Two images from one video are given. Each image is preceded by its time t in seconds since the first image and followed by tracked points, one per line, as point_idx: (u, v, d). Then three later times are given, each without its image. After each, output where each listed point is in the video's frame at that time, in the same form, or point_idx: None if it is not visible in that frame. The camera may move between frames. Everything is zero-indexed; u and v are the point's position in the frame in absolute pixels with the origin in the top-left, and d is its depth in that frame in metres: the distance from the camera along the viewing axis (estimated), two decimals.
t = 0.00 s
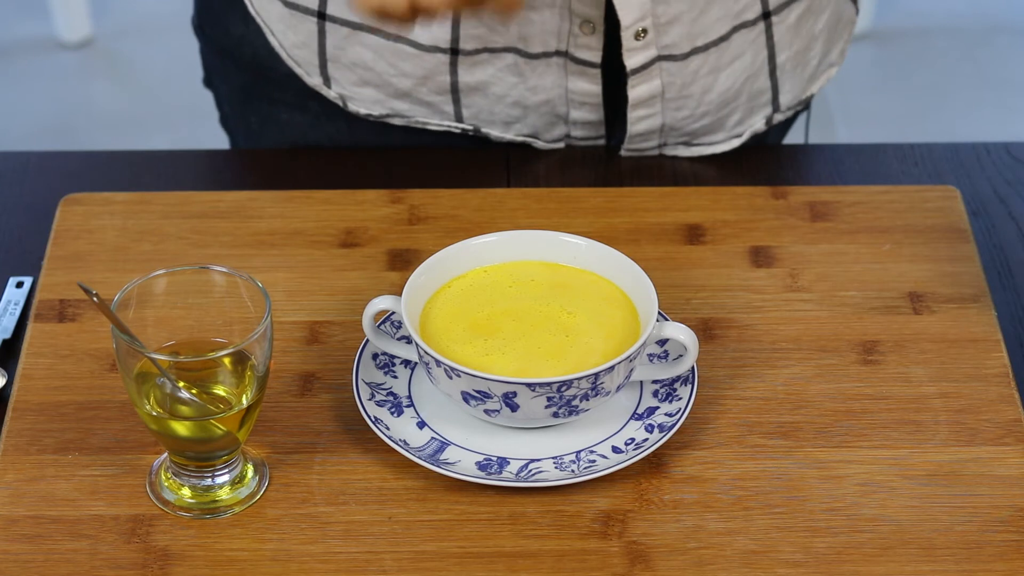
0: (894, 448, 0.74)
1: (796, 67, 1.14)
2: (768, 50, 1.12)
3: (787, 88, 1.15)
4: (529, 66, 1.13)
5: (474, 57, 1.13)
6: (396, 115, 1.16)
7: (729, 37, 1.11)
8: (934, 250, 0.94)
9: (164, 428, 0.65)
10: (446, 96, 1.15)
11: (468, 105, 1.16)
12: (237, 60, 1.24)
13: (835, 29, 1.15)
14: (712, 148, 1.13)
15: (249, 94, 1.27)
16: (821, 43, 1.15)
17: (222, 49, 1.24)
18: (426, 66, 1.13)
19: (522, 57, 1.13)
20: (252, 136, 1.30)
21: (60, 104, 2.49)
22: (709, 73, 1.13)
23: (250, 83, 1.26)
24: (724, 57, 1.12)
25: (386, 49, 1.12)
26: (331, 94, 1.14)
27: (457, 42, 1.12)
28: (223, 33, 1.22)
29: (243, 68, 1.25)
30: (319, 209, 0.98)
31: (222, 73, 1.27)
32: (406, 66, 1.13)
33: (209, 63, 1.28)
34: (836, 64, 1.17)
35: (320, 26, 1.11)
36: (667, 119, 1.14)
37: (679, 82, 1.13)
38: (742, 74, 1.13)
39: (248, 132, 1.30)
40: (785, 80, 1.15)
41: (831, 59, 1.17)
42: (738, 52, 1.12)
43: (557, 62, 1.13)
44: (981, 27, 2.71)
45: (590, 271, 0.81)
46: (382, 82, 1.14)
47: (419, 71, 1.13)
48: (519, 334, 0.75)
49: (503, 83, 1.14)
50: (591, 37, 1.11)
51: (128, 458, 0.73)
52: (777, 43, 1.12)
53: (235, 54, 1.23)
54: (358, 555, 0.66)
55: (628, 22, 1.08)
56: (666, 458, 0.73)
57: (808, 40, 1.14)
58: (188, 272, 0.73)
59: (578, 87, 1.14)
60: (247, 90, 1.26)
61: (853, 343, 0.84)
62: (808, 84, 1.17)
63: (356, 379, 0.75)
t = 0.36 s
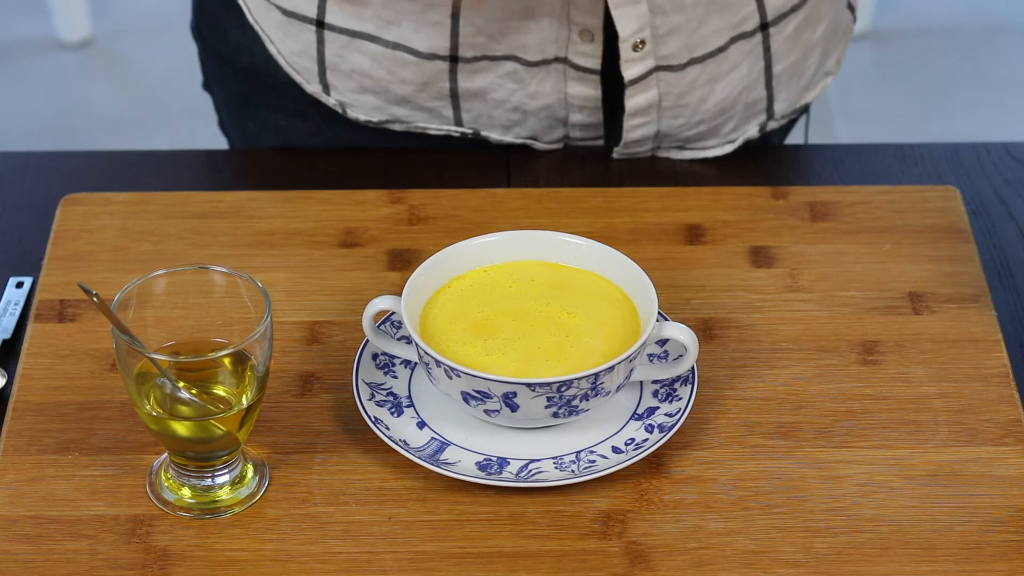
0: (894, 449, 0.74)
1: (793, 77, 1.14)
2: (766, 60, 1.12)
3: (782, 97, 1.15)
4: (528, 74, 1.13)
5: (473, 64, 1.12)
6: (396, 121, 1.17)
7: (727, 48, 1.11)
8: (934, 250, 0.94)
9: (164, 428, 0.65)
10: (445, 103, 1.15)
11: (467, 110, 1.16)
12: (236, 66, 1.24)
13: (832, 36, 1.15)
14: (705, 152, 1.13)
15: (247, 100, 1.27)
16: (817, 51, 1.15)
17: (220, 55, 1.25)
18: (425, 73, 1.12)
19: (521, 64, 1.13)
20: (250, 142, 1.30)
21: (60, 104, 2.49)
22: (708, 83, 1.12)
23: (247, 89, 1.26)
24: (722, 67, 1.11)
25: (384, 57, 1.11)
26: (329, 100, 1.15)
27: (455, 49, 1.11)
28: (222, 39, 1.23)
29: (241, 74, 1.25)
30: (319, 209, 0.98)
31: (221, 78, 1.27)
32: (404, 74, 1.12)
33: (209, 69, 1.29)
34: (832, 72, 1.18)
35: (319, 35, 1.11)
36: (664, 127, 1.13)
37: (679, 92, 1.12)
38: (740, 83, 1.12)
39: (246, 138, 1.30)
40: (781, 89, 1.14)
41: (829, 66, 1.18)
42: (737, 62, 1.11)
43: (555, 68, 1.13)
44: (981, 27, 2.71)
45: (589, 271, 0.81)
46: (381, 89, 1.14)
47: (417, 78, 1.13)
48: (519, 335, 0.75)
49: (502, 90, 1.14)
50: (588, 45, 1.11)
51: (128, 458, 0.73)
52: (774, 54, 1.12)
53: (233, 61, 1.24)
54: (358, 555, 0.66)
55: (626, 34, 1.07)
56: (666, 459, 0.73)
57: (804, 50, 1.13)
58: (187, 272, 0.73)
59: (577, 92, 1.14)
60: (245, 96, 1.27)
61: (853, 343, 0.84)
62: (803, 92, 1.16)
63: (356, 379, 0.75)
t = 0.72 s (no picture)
0: (894, 449, 0.74)
1: (794, 79, 1.14)
2: (771, 63, 1.12)
3: (784, 99, 1.15)
4: (533, 70, 1.13)
5: (479, 67, 1.12)
6: (402, 130, 1.16)
7: (732, 49, 1.10)
8: (934, 250, 0.94)
9: (164, 428, 0.65)
10: (452, 108, 1.14)
11: (472, 115, 1.15)
12: (241, 68, 1.24)
13: (834, 38, 1.16)
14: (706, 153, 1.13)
15: (251, 102, 1.26)
16: (819, 55, 1.15)
17: (226, 58, 1.25)
18: (431, 79, 1.12)
19: (526, 63, 1.12)
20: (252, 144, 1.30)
21: (60, 104, 2.49)
22: (711, 85, 1.12)
23: (252, 91, 1.26)
24: (726, 68, 1.11)
25: (391, 63, 1.11)
26: (337, 108, 1.14)
27: (461, 55, 1.11)
28: (229, 40, 1.23)
29: (247, 77, 1.25)
30: (319, 209, 0.98)
31: (225, 80, 1.27)
32: (410, 80, 1.12)
33: (214, 70, 1.29)
34: (833, 75, 1.19)
35: (325, 39, 1.11)
36: (664, 122, 1.13)
37: (681, 90, 1.12)
38: (743, 85, 1.12)
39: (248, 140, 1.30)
40: (785, 92, 1.14)
41: (829, 70, 1.18)
42: (741, 64, 1.11)
43: (563, 62, 1.13)
44: (981, 27, 2.71)
45: (590, 271, 0.81)
46: (387, 96, 1.13)
47: (423, 84, 1.12)
48: (519, 335, 0.74)
49: (508, 89, 1.14)
50: (594, 41, 1.11)
51: (128, 458, 0.73)
52: (779, 57, 1.11)
53: (239, 62, 1.24)
54: (358, 555, 0.66)
55: (632, 33, 1.05)
56: (666, 458, 0.73)
57: (807, 52, 1.13)
58: (187, 272, 0.73)
59: (581, 85, 1.15)
60: (249, 99, 1.26)
61: (853, 343, 0.84)
62: (805, 96, 1.17)
63: (356, 379, 0.75)
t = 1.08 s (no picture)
0: (894, 449, 0.74)
1: (802, 78, 1.13)
2: (776, 62, 1.11)
3: (793, 100, 1.14)
4: (535, 70, 1.12)
5: (480, 65, 1.12)
6: (402, 127, 1.16)
7: (736, 48, 1.09)
8: (934, 250, 0.94)
9: (164, 428, 0.65)
10: (451, 105, 1.14)
11: (473, 113, 1.15)
12: (242, 65, 1.25)
13: (838, 39, 1.16)
14: (718, 160, 1.12)
15: (252, 99, 1.27)
16: (825, 54, 1.15)
17: (228, 54, 1.25)
18: (431, 76, 1.12)
19: (528, 62, 1.12)
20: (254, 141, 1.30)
21: (59, 104, 2.49)
22: (717, 85, 1.11)
23: (254, 88, 1.26)
24: (732, 69, 1.10)
25: (391, 59, 1.11)
26: (337, 104, 1.14)
27: (461, 50, 1.11)
28: (230, 37, 1.23)
29: (248, 74, 1.25)
30: (319, 209, 0.98)
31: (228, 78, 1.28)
32: (410, 76, 1.12)
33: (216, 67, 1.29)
34: (840, 75, 1.18)
35: (325, 35, 1.10)
36: (675, 131, 1.12)
37: (689, 94, 1.11)
38: (749, 85, 1.12)
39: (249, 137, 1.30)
40: (791, 93, 1.14)
41: (835, 69, 1.18)
42: (746, 63, 1.11)
43: (565, 61, 1.13)
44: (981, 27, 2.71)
45: (590, 271, 0.81)
46: (387, 92, 1.13)
47: (424, 80, 1.12)
48: (519, 335, 0.74)
49: (508, 88, 1.13)
50: (595, 39, 1.11)
51: (127, 458, 0.73)
52: (783, 55, 1.11)
53: (240, 59, 1.24)
54: (358, 555, 0.66)
55: (634, 31, 1.05)
56: (666, 458, 0.73)
57: (812, 52, 1.13)
58: (187, 272, 0.73)
59: (580, 84, 1.15)
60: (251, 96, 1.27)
61: (853, 343, 0.84)
62: (812, 95, 1.16)
63: (355, 379, 0.75)
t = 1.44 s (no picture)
0: (894, 449, 0.74)
1: (793, 76, 1.13)
2: (769, 60, 1.11)
3: (786, 98, 1.14)
4: (532, 67, 1.12)
5: (476, 63, 1.12)
6: (399, 123, 1.16)
7: (730, 46, 1.09)
8: (934, 250, 0.94)
9: (164, 428, 0.65)
10: (448, 102, 1.14)
11: (470, 110, 1.15)
12: (238, 66, 1.24)
13: (829, 36, 1.15)
14: (712, 160, 1.12)
15: (249, 99, 1.27)
16: (816, 50, 1.14)
17: (223, 54, 1.25)
18: (427, 73, 1.12)
19: (524, 60, 1.12)
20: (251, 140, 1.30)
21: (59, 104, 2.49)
22: (711, 84, 1.11)
23: (250, 88, 1.26)
24: (725, 67, 1.10)
25: (386, 57, 1.11)
26: (333, 102, 1.15)
27: (457, 48, 1.11)
28: (224, 38, 1.23)
29: (245, 74, 1.25)
30: (319, 209, 0.98)
31: (223, 78, 1.27)
32: (407, 74, 1.12)
33: (212, 67, 1.29)
34: (829, 73, 1.17)
35: (320, 35, 1.11)
36: (669, 129, 1.12)
37: (684, 93, 1.11)
38: (743, 84, 1.11)
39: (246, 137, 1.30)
40: (785, 91, 1.13)
41: (824, 66, 1.17)
42: (739, 62, 1.10)
43: (561, 58, 1.14)
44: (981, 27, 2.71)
45: (589, 271, 0.81)
46: (383, 89, 1.13)
47: (420, 78, 1.12)
48: (519, 335, 0.74)
49: (506, 86, 1.13)
50: (591, 35, 1.12)
51: (127, 458, 0.73)
52: (776, 53, 1.11)
53: (235, 60, 1.24)
54: (358, 555, 0.66)
55: (628, 29, 1.06)
56: (666, 459, 0.73)
57: (805, 49, 1.12)
58: (187, 272, 0.73)
59: (579, 81, 1.15)
60: (247, 96, 1.27)
61: (853, 343, 0.84)
62: (805, 93, 1.16)
63: (355, 379, 0.75)
